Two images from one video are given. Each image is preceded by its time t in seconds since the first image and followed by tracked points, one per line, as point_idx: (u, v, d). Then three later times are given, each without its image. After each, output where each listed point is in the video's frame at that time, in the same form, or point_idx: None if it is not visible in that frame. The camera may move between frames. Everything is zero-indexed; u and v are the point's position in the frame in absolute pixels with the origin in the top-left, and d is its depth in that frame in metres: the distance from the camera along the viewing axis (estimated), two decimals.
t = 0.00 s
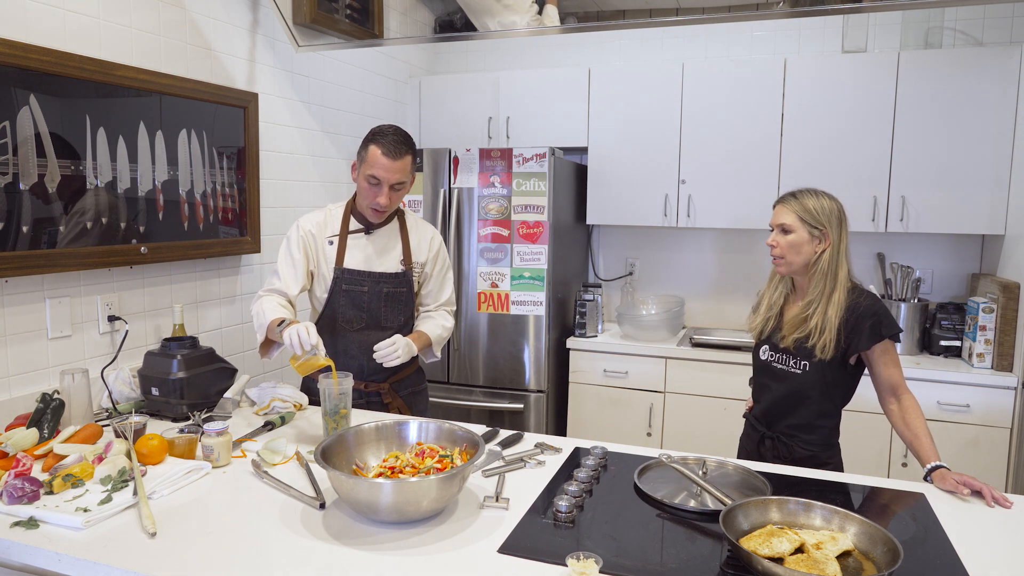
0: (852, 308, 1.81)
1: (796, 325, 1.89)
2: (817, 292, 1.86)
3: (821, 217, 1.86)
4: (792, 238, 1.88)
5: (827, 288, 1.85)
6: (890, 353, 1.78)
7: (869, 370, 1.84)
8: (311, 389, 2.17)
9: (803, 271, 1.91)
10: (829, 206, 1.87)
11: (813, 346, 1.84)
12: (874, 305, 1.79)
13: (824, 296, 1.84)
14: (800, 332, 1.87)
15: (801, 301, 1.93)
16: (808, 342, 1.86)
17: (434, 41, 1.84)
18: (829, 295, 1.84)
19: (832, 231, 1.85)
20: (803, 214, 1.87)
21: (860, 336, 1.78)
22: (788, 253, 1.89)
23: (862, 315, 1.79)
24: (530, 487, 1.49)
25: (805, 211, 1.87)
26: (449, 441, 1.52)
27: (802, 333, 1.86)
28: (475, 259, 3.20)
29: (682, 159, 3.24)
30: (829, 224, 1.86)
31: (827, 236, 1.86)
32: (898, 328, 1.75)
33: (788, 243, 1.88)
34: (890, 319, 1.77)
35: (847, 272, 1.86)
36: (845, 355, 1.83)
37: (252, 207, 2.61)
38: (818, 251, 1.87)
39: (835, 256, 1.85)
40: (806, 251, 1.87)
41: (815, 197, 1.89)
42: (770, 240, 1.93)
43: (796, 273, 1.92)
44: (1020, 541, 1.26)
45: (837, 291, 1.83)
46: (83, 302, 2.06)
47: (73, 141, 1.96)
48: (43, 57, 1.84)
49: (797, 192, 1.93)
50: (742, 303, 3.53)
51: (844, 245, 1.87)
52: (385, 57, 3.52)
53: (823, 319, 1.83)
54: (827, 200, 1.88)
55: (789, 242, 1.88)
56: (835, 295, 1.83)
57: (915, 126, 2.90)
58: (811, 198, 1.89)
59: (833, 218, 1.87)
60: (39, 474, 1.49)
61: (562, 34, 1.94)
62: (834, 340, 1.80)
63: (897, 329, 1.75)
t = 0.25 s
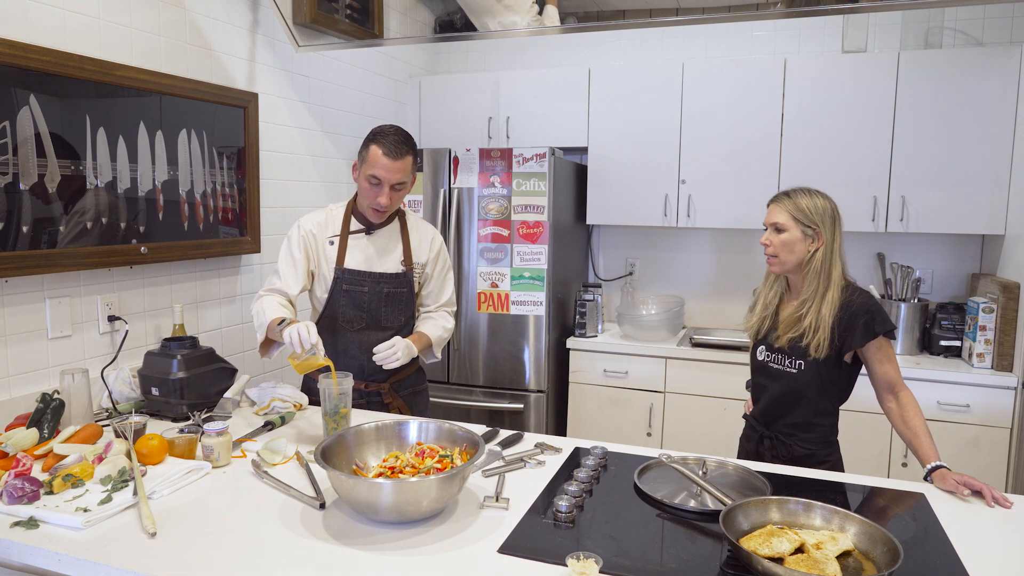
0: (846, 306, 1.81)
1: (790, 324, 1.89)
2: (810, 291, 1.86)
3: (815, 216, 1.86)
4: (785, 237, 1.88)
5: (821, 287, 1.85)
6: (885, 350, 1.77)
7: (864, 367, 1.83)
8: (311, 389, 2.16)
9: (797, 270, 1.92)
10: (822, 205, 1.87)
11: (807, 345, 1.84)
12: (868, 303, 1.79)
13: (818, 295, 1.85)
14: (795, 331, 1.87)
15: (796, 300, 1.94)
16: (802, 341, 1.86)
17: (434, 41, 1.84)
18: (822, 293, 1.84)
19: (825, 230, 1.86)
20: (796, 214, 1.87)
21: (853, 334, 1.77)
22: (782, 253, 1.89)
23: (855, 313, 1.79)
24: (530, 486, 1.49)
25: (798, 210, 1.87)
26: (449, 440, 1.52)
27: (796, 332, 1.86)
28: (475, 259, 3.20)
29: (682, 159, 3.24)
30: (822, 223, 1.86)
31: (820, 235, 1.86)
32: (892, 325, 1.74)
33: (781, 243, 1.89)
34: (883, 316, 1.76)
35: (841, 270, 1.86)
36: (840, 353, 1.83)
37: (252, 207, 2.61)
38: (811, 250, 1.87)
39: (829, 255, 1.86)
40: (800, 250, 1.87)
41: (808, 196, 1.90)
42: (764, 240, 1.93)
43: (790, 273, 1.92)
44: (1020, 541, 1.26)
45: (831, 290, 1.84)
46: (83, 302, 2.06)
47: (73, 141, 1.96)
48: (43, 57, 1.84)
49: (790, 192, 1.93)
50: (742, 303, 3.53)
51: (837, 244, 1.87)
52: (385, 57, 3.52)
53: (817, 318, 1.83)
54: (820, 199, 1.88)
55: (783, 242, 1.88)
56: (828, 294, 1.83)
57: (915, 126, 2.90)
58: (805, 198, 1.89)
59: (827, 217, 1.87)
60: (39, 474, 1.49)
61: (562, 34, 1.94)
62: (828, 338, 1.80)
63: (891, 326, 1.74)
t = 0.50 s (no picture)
0: (832, 306, 1.81)
1: (778, 324, 1.90)
2: (797, 292, 1.87)
3: (800, 217, 1.87)
4: (771, 239, 1.89)
5: (808, 287, 1.86)
6: (875, 347, 1.78)
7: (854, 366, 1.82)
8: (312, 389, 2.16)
9: (784, 271, 1.93)
10: (807, 206, 1.88)
11: (794, 345, 1.85)
12: (853, 302, 1.79)
13: (805, 295, 1.85)
14: (782, 331, 1.88)
15: (784, 301, 1.94)
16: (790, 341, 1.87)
17: (434, 41, 1.84)
18: (809, 294, 1.85)
19: (810, 231, 1.87)
20: (781, 215, 1.88)
21: (840, 334, 1.77)
22: (768, 254, 1.91)
23: (841, 312, 1.79)
24: (530, 487, 1.49)
25: (783, 211, 1.88)
26: (449, 441, 1.52)
27: (784, 332, 1.87)
28: (475, 259, 3.20)
29: (682, 159, 3.24)
30: (808, 224, 1.87)
31: (805, 235, 1.87)
32: (878, 323, 1.74)
33: (767, 244, 1.90)
34: (869, 315, 1.76)
35: (827, 270, 1.86)
36: (827, 352, 1.83)
37: (252, 207, 2.61)
38: (797, 251, 1.89)
39: (815, 255, 1.87)
40: (786, 251, 1.89)
41: (793, 197, 1.91)
42: (751, 241, 1.95)
43: (777, 274, 1.93)
44: (1020, 541, 1.26)
45: (817, 290, 1.84)
46: (83, 303, 2.06)
47: (73, 141, 1.96)
48: (43, 57, 1.84)
49: (775, 193, 1.95)
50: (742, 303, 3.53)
51: (823, 244, 1.88)
52: (385, 57, 3.52)
53: (804, 318, 1.83)
54: (805, 200, 1.89)
55: (769, 243, 1.90)
56: (815, 294, 1.84)
57: (915, 126, 2.90)
58: (790, 199, 1.90)
59: (812, 218, 1.88)
60: (39, 474, 1.49)
61: (562, 34, 1.94)
62: (815, 338, 1.81)
63: (877, 324, 1.74)
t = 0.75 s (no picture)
0: (807, 305, 1.83)
1: (756, 323, 1.93)
2: (775, 291, 1.89)
3: (778, 218, 1.90)
4: (751, 240, 1.92)
5: (785, 287, 1.88)
6: (852, 345, 1.77)
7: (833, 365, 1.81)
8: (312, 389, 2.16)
9: (765, 271, 1.95)
10: (786, 207, 1.91)
11: (769, 343, 1.88)
12: (828, 301, 1.80)
13: (782, 294, 1.88)
14: (759, 330, 1.91)
15: (763, 300, 1.97)
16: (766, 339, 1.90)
17: (434, 41, 1.84)
18: (786, 293, 1.87)
19: (789, 232, 1.89)
20: (760, 217, 1.91)
21: (813, 333, 1.78)
22: (749, 255, 1.94)
23: (815, 312, 1.80)
24: (530, 487, 1.49)
25: (762, 213, 1.91)
26: (449, 441, 1.52)
27: (760, 330, 1.90)
28: (475, 259, 3.20)
29: (682, 159, 3.24)
30: (786, 225, 1.89)
31: (784, 236, 1.89)
32: (851, 323, 1.75)
33: (747, 245, 1.93)
34: (843, 315, 1.76)
35: (805, 270, 1.89)
36: (800, 350, 1.85)
37: (252, 207, 2.61)
38: (776, 252, 1.91)
39: (794, 255, 1.89)
40: (765, 252, 1.91)
41: (773, 198, 1.93)
42: (732, 242, 1.98)
43: (757, 274, 1.96)
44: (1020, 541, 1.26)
45: (794, 289, 1.87)
46: (83, 303, 2.06)
47: (73, 141, 1.96)
48: (43, 57, 1.84)
49: (756, 194, 1.98)
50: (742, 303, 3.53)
51: (802, 245, 1.90)
52: (385, 57, 3.52)
53: (779, 316, 1.86)
54: (784, 201, 1.92)
55: (748, 244, 1.93)
56: (791, 293, 1.86)
57: (915, 126, 2.90)
58: (769, 200, 1.93)
59: (791, 219, 1.90)
60: (39, 474, 1.49)
61: (562, 34, 1.94)
62: (788, 337, 1.84)
63: (850, 324, 1.74)
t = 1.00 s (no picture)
0: (786, 305, 1.83)
1: (734, 321, 1.94)
2: (756, 290, 1.90)
3: (762, 218, 1.90)
4: (735, 239, 1.92)
5: (766, 286, 1.89)
6: (830, 346, 1.79)
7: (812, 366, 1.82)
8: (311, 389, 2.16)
9: (747, 270, 1.96)
10: (770, 207, 1.91)
11: (746, 340, 1.89)
12: (807, 302, 1.80)
13: (762, 293, 1.88)
14: (737, 328, 1.92)
15: (744, 298, 1.98)
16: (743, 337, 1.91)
17: (434, 41, 1.84)
18: (766, 292, 1.88)
19: (772, 232, 1.89)
20: (744, 216, 1.91)
21: (789, 333, 1.80)
22: (731, 254, 1.94)
23: (793, 312, 1.80)
24: (530, 487, 1.49)
25: (746, 212, 1.91)
26: (449, 441, 1.52)
27: (738, 327, 1.91)
28: (475, 259, 3.20)
29: (682, 159, 3.24)
30: (769, 224, 1.90)
31: (767, 236, 1.89)
32: (828, 325, 1.76)
33: (730, 244, 1.93)
34: (820, 316, 1.77)
35: (786, 270, 1.89)
36: (775, 348, 1.86)
37: (252, 207, 2.61)
38: (759, 251, 1.91)
39: (776, 255, 1.89)
40: (748, 252, 1.92)
41: (757, 198, 1.93)
42: (716, 241, 1.99)
43: (739, 272, 1.97)
44: (1020, 541, 1.26)
45: (774, 288, 1.87)
46: (83, 303, 2.06)
47: (73, 141, 1.96)
48: (43, 57, 1.84)
49: (740, 193, 1.97)
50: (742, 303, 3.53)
51: (784, 245, 1.90)
52: (384, 57, 3.52)
53: (758, 315, 1.87)
54: (768, 201, 1.92)
55: (732, 243, 1.93)
56: (771, 292, 1.87)
57: (915, 126, 2.90)
58: (753, 200, 1.92)
59: (774, 219, 1.91)
60: (39, 474, 1.49)
61: (562, 33, 1.94)
62: (765, 334, 1.84)
63: (826, 326, 1.75)
